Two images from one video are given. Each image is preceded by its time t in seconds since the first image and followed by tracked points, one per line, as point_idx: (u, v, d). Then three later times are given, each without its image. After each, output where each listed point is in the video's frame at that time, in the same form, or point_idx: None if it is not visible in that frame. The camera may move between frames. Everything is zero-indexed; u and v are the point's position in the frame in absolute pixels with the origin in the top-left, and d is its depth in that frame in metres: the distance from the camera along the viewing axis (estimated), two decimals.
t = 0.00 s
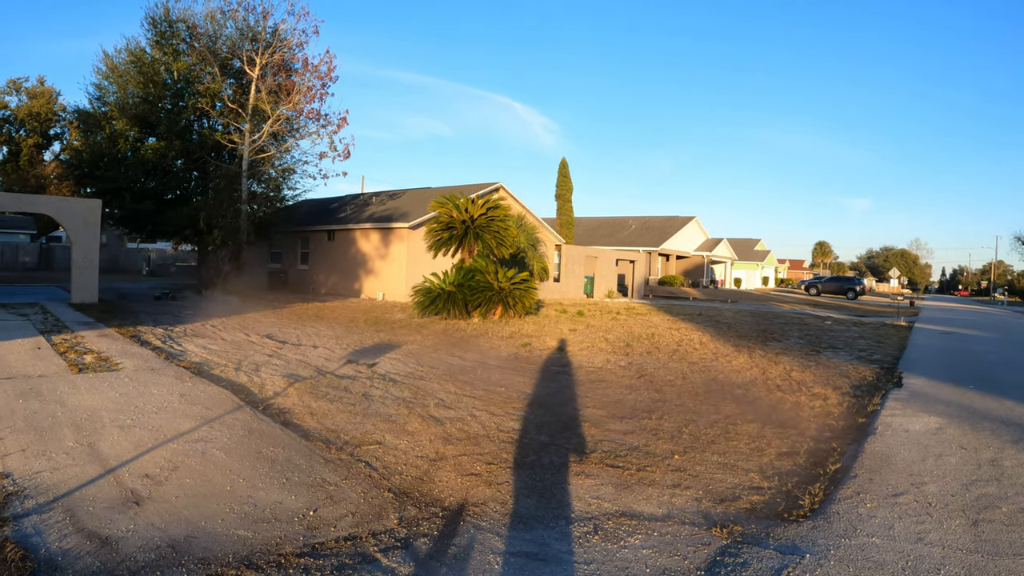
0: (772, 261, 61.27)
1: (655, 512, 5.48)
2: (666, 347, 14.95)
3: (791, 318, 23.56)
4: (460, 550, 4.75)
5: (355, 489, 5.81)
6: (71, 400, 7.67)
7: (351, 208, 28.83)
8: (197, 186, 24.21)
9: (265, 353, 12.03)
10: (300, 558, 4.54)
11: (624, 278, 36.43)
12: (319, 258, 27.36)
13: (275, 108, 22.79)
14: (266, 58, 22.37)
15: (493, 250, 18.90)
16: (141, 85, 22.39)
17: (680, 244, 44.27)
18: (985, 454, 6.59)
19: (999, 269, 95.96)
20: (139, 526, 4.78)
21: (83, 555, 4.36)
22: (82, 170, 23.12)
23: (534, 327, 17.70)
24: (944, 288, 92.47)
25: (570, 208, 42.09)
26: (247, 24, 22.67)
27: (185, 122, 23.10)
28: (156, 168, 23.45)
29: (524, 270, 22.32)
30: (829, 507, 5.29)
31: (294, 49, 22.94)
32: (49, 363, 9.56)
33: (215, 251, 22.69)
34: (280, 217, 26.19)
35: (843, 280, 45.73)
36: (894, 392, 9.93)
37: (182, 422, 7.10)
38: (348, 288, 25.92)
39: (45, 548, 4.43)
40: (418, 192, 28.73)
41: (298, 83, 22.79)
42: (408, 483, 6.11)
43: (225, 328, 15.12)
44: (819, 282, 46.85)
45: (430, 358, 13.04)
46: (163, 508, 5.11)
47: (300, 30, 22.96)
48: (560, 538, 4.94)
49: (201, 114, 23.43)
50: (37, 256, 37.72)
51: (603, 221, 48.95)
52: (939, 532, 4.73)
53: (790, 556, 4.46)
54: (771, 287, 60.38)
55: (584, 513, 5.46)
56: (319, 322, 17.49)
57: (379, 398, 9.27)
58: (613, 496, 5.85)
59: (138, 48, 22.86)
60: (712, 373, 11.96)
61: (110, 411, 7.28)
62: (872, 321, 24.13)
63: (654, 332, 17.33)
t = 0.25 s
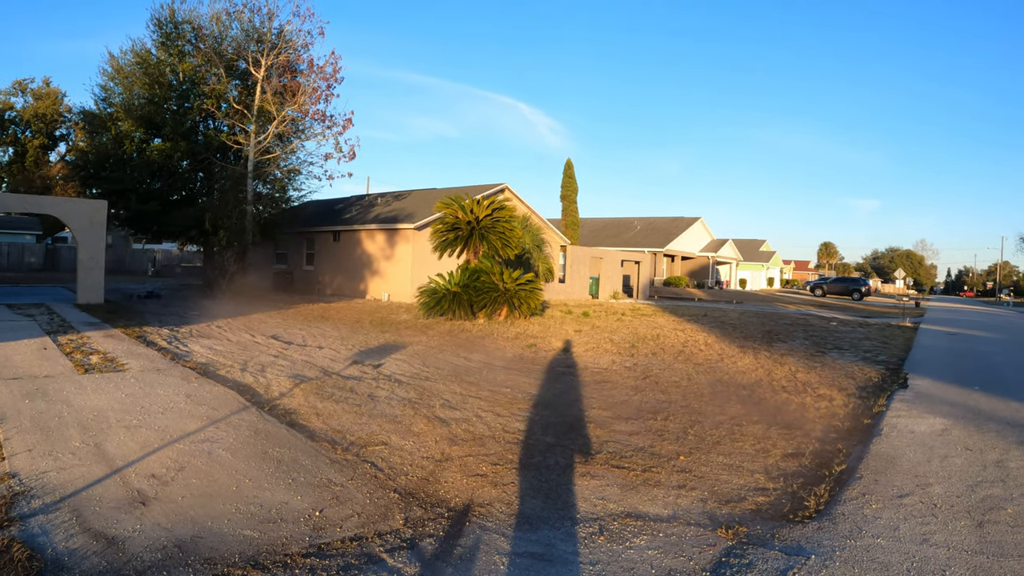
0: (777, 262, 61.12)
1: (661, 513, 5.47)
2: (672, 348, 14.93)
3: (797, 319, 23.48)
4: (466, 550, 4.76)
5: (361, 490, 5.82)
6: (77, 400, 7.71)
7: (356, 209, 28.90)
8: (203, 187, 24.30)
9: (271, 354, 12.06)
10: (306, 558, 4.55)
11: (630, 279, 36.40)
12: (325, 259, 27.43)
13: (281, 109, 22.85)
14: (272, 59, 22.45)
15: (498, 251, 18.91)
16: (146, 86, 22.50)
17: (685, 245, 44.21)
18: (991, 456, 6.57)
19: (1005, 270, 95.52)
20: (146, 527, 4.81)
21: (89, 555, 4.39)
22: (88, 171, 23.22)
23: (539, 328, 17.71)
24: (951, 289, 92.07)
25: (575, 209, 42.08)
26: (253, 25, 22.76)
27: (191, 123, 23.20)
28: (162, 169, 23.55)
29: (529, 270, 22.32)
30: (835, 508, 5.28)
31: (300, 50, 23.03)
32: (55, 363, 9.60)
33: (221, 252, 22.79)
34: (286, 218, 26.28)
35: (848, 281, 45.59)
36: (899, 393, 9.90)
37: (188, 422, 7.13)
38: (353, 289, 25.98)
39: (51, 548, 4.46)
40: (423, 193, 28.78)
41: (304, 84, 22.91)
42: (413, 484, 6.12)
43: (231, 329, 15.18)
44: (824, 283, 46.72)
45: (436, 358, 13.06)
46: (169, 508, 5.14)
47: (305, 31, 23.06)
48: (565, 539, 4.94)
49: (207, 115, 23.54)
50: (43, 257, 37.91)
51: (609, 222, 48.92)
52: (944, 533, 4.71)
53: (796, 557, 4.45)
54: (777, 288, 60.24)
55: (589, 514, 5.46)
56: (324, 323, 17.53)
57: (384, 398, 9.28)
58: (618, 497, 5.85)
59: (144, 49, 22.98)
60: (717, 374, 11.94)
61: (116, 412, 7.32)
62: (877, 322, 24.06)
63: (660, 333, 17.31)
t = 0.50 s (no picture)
0: (782, 262, 60.98)
1: (666, 513, 5.47)
2: (677, 349, 14.90)
3: (802, 320, 23.41)
4: (472, 551, 4.78)
5: (367, 490, 5.84)
6: (84, 400, 7.77)
7: (362, 209, 28.96)
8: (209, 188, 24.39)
9: (276, 354, 12.11)
10: (312, 558, 4.57)
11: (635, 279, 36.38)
12: (330, 260, 27.50)
13: (286, 110, 22.91)
14: (277, 60, 22.51)
15: (504, 252, 18.91)
16: (152, 87, 22.59)
17: (690, 245, 44.15)
18: (997, 456, 6.54)
19: (1011, 270, 94.97)
20: (152, 526, 4.84)
21: (96, 555, 4.42)
22: (94, 172, 23.32)
23: (544, 329, 17.72)
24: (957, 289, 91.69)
25: (580, 210, 42.06)
26: (258, 27, 22.83)
27: (196, 125, 23.30)
28: (167, 170, 23.65)
29: (534, 271, 22.33)
30: (840, 509, 5.27)
31: (305, 52, 23.10)
32: (61, 364, 9.66)
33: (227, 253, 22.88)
34: (291, 219, 26.36)
35: (853, 282, 45.40)
36: (904, 394, 9.87)
37: (195, 422, 7.17)
38: (358, 290, 26.04)
39: (58, 548, 4.49)
40: (428, 193, 28.83)
41: (309, 85, 22.95)
42: (419, 484, 6.14)
43: (236, 330, 15.24)
44: (830, 283, 46.59)
45: (441, 359, 13.08)
46: (175, 508, 5.16)
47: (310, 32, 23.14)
48: (571, 540, 4.95)
49: (212, 116, 23.64)
50: (49, 258, 38.13)
51: (614, 223, 48.90)
52: (949, 534, 4.69)
53: (801, 558, 4.44)
54: (782, 289, 60.11)
55: (594, 515, 5.46)
56: (329, 324, 17.57)
57: (390, 399, 9.30)
58: (624, 497, 5.85)
59: (149, 51, 23.07)
60: (722, 375, 11.91)
61: (122, 412, 7.36)
62: (883, 322, 23.98)
63: (665, 333, 17.27)
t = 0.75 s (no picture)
0: (787, 263, 60.87)
1: (672, 514, 5.47)
2: (682, 349, 14.89)
3: (807, 320, 23.37)
4: (477, 551, 4.78)
5: (372, 491, 5.86)
6: (89, 400, 7.80)
7: (367, 210, 29.02)
8: (213, 189, 24.47)
9: (281, 355, 12.15)
10: (317, 558, 4.59)
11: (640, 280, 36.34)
12: (335, 260, 27.56)
13: (291, 111, 22.98)
14: (282, 61, 22.58)
15: (508, 252, 18.92)
16: (157, 88, 22.69)
17: (695, 245, 44.10)
18: (1003, 457, 6.51)
19: (1017, 271, 94.62)
20: (158, 527, 4.86)
21: (102, 554, 4.45)
22: (99, 174, 23.42)
23: (549, 329, 17.72)
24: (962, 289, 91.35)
25: (585, 210, 42.06)
26: (263, 28, 22.92)
27: (201, 125, 23.39)
28: (172, 171, 23.74)
29: (539, 272, 22.33)
30: (845, 509, 5.25)
31: (309, 53, 23.17)
32: (68, 364, 9.71)
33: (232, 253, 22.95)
34: (296, 219, 26.42)
35: (858, 282, 45.25)
36: (910, 394, 9.84)
37: (200, 423, 7.19)
38: (363, 291, 26.09)
39: (64, 548, 4.52)
40: (433, 194, 28.87)
41: (314, 86, 23.03)
42: (424, 485, 6.14)
43: (242, 330, 15.29)
44: (835, 283, 46.47)
45: (446, 359, 13.09)
46: (181, 508, 5.19)
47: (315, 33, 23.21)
48: (576, 540, 4.95)
49: (217, 117, 23.72)
50: (54, 258, 38.30)
51: (618, 223, 48.86)
52: (955, 534, 4.68)
53: (806, 558, 4.44)
54: (787, 289, 59.98)
55: (599, 515, 5.46)
56: (335, 324, 17.61)
57: (395, 400, 9.32)
58: (628, 498, 5.85)
59: (154, 52, 23.18)
60: (727, 375, 11.89)
61: (127, 413, 7.39)
62: (888, 322, 23.94)
63: (670, 334, 17.25)
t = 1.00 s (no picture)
0: (791, 263, 60.75)
1: (675, 514, 5.46)
2: (686, 349, 14.87)
3: (811, 320, 23.32)
4: (480, 551, 4.79)
5: (375, 491, 5.87)
6: (93, 400, 7.83)
7: (371, 210, 29.05)
8: (217, 190, 24.53)
9: (285, 355, 12.18)
10: (320, 558, 4.60)
11: (644, 280, 36.30)
12: (339, 261, 27.60)
13: (294, 112, 23.01)
14: (285, 62, 22.60)
15: (512, 252, 18.92)
16: (161, 89, 22.75)
17: (699, 245, 44.04)
18: (1007, 457, 6.49)
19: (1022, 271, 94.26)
20: (161, 527, 4.88)
21: (105, 554, 4.46)
22: (103, 174, 23.50)
23: (553, 329, 17.71)
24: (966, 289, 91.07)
25: (588, 210, 42.05)
26: (266, 28, 22.97)
27: (205, 126, 23.45)
28: (176, 171, 23.82)
29: (543, 272, 22.32)
30: (849, 509, 5.24)
31: (313, 53, 23.20)
32: (72, 364, 9.75)
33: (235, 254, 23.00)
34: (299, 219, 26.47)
35: (862, 282, 45.11)
36: (914, 394, 9.81)
37: (204, 423, 7.21)
38: (366, 291, 26.12)
39: (67, 548, 4.53)
40: (436, 194, 28.89)
41: (317, 87, 23.05)
42: (428, 485, 6.15)
43: (245, 330, 15.33)
44: (839, 283, 46.36)
45: (449, 359, 13.09)
46: (185, 508, 5.21)
47: (318, 34, 23.25)
48: (579, 540, 4.95)
49: (220, 117, 23.78)
50: (58, 259, 38.45)
51: (622, 223, 48.83)
52: (958, 535, 4.67)
53: (810, 559, 4.43)
54: (791, 289, 59.86)
55: (603, 516, 5.46)
56: (338, 324, 17.64)
57: (398, 399, 9.33)
58: (632, 498, 5.85)
59: (158, 52, 23.24)
60: (731, 375, 11.87)
61: (131, 413, 7.42)
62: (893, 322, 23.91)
63: (674, 334, 17.22)
